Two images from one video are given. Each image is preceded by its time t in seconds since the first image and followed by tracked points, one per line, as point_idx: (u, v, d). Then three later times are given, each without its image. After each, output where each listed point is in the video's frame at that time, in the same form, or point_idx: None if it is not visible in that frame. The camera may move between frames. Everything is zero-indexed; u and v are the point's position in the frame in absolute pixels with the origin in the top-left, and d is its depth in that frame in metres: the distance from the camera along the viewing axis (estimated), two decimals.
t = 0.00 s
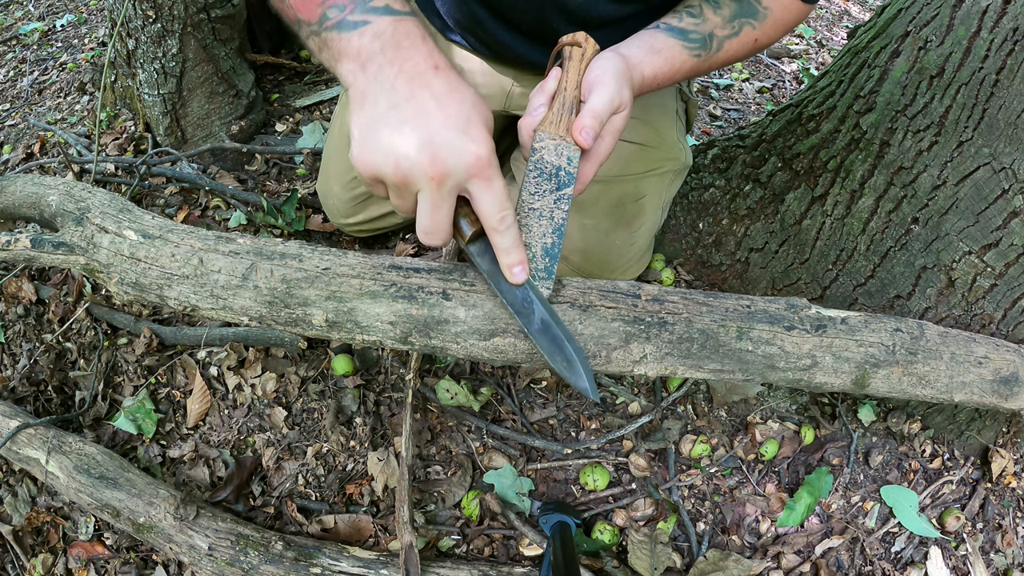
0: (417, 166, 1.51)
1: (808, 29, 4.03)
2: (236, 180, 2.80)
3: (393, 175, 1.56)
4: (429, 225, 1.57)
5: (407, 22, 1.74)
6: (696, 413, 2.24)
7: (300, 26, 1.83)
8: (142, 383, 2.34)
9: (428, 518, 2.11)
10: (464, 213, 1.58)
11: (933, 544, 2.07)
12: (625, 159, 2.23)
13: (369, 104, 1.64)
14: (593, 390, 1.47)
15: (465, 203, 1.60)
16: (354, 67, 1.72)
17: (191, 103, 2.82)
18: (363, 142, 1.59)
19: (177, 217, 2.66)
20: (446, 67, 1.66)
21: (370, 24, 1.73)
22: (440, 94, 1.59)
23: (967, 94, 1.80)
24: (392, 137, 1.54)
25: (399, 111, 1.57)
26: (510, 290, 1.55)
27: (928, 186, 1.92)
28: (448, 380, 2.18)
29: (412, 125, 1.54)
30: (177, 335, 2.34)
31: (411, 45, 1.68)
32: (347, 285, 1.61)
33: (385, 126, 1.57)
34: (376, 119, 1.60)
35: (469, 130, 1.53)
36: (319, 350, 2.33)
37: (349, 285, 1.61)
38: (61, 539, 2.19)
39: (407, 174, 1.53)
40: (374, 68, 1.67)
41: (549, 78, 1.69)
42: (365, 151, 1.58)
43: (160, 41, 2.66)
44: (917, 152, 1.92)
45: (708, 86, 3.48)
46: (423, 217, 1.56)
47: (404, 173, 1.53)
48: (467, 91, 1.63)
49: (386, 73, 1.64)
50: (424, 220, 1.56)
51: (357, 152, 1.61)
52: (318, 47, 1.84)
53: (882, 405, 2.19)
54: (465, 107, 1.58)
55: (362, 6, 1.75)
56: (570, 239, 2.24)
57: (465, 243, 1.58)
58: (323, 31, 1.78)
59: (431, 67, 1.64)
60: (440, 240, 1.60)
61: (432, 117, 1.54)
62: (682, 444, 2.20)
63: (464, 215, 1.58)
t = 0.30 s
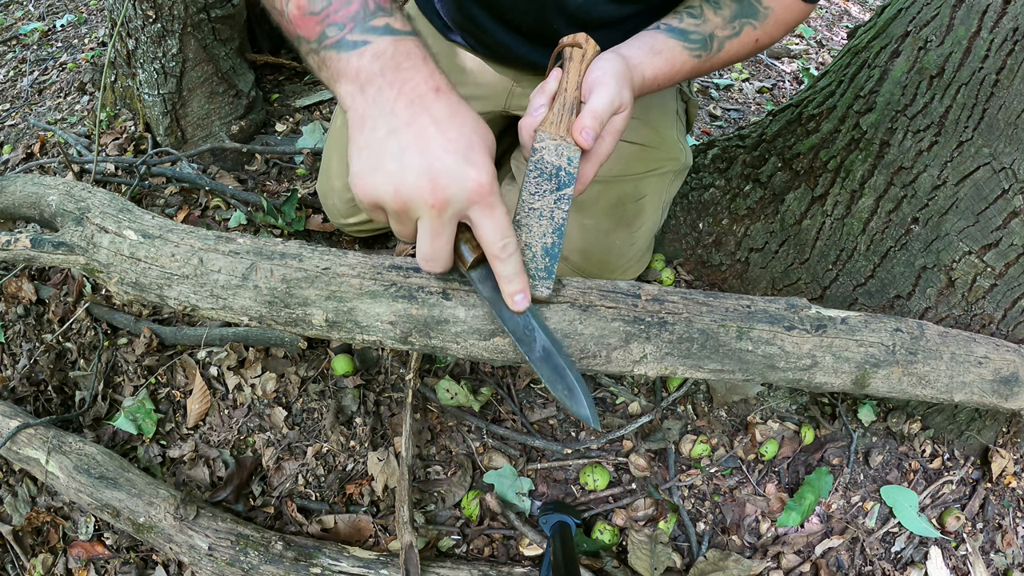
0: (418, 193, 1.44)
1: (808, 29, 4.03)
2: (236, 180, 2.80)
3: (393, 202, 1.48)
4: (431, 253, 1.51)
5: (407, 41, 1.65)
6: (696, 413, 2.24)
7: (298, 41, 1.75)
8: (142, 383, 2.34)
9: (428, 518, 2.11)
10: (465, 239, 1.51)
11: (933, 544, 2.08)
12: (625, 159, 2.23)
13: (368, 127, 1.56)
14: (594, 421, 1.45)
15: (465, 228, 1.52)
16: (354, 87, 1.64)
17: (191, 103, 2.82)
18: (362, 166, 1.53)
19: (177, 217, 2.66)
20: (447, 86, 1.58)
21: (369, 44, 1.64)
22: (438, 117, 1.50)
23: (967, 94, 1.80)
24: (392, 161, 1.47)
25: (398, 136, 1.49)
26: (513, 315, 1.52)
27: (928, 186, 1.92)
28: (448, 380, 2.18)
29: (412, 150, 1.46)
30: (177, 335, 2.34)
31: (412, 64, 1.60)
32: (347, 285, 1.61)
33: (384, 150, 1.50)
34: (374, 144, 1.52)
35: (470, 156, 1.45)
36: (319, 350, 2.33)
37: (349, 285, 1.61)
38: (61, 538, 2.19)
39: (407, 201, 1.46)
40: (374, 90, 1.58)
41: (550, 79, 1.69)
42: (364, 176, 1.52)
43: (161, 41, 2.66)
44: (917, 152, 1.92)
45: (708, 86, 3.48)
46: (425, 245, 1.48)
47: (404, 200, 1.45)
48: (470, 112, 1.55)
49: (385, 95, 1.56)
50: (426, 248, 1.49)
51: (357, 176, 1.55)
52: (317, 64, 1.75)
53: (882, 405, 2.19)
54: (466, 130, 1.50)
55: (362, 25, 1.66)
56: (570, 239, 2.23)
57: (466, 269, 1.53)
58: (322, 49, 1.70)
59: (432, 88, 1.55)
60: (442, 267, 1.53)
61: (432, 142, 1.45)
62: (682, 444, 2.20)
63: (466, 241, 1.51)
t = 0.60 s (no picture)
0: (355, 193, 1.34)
1: (808, 29, 4.03)
2: (236, 180, 2.80)
3: (336, 209, 1.38)
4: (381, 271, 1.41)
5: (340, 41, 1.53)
6: (696, 413, 2.24)
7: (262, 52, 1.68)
8: (142, 383, 2.34)
9: (428, 518, 2.11)
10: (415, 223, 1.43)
11: (933, 544, 2.07)
12: (626, 159, 2.23)
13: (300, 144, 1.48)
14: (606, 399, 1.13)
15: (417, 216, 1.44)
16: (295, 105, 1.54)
17: (191, 103, 2.82)
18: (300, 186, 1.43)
19: (177, 217, 2.66)
20: (367, 75, 1.47)
21: (301, 53, 1.55)
22: (354, 111, 1.39)
23: (967, 94, 1.80)
24: (323, 169, 1.36)
25: (322, 139, 1.40)
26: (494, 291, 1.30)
27: (928, 187, 1.92)
28: (448, 380, 2.18)
29: (340, 151, 1.36)
30: (177, 335, 2.34)
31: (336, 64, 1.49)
32: (347, 285, 1.61)
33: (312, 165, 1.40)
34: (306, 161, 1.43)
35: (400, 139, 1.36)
36: (319, 350, 2.33)
37: (349, 286, 1.61)
38: (62, 539, 2.19)
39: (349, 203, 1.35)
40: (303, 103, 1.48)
41: (551, 80, 1.70)
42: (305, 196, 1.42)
43: (160, 41, 2.66)
44: (917, 152, 1.92)
45: (709, 86, 3.48)
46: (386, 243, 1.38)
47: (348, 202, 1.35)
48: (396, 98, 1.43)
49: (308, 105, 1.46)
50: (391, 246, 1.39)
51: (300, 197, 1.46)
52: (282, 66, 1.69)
53: (882, 405, 2.19)
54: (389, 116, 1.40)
55: (301, 33, 1.56)
56: (570, 239, 2.23)
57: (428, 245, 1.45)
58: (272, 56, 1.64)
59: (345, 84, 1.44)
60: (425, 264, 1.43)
61: (349, 132, 1.37)
62: (682, 444, 2.20)
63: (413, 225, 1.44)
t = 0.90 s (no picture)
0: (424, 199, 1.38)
1: (808, 29, 4.03)
2: (236, 180, 2.80)
3: (389, 213, 1.40)
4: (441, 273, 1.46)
5: (377, 67, 1.57)
6: (696, 413, 2.24)
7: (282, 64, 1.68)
8: (142, 383, 2.34)
9: (428, 518, 2.11)
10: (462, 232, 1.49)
11: (933, 544, 2.07)
12: (626, 159, 2.22)
13: (336, 152, 1.49)
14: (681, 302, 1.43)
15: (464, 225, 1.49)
16: (322, 117, 1.57)
17: (191, 103, 2.82)
18: (341, 189, 1.43)
19: (177, 217, 2.66)
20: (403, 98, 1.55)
21: (336, 71, 1.55)
22: (409, 125, 1.46)
23: (966, 94, 1.80)
24: (387, 174, 1.39)
25: (373, 155, 1.42)
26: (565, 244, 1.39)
27: (928, 187, 1.92)
28: (448, 380, 2.18)
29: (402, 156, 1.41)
30: (177, 335, 2.34)
31: (377, 81, 1.55)
32: (347, 285, 1.61)
33: (361, 169, 1.42)
34: (348, 167, 1.44)
35: (461, 150, 1.45)
36: (319, 350, 2.33)
37: (348, 286, 1.61)
38: (61, 539, 2.19)
39: (409, 204, 1.39)
40: (338, 115, 1.51)
41: (550, 78, 1.70)
42: (347, 200, 1.42)
43: (160, 41, 2.66)
44: (917, 152, 1.92)
45: (708, 86, 3.48)
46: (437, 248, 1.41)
47: (408, 204, 1.38)
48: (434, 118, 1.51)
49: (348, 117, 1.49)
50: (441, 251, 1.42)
51: (332, 202, 1.44)
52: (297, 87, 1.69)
53: (882, 405, 2.19)
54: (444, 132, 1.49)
55: (336, 53, 1.58)
56: (570, 239, 2.22)
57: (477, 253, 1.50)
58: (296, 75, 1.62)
59: (393, 103, 1.51)
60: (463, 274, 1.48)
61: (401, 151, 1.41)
62: (682, 444, 2.20)
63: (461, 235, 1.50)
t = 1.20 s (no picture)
0: (436, 209, 1.40)
1: (808, 29, 4.03)
2: (236, 180, 2.80)
3: (399, 224, 1.41)
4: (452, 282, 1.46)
5: (376, 78, 1.60)
6: (696, 413, 2.24)
7: (277, 71, 1.69)
8: (142, 383, 2.34)
9: (428, 518, 2.11)
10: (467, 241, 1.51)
11: (933, 544, 2.08)
12: (626, 158, 2.22)
13: (339, 166, 1.50)
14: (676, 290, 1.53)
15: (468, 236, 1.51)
16: (320, 128, 1.59)
17: (191, 103, 2.82)
18: (348, 202, 1.43)
19: (177, 217, 2.66)
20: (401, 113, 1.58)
21: (337, 81, 1.58)
22: (414, 138, 1.49)
23: (967, 94, 1.80)
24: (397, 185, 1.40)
25: (380, 168, 1.44)
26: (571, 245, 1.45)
27: (928, 187, 1.92)
28: (448, 380, 2.18)
29: (410, 169, 1.43)
30: (177, 335, 2.34)
31: (377, 92, 1.58)
32: (347, 285, 1.61)
33: (369, 182, 1.43)
34: (354, 180, 1.45)
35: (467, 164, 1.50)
36: (319, 350, 2.33)
37: (349, 285, 1.61)
38: (61, 539, 2.19)
39: (422, 216, 1.40)
40: (339, 126, 1.54)
41: (550, 76, 1.70)
42: (356, 213, 1.42)
43: (160, 41, 2.66)
44: (917, 152, 1.92)
45: (709, 86, 3.48)
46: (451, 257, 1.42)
47: (420, 215, 1.39)
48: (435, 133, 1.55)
49: (350, 130, 1.52)
50: (455, 260, 1.42)
51: (338, 215, 1.43)
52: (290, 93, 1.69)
53: (882, 405, 2.19)
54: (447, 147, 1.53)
55: (335, 63, 1.60)
56: (570, 238, 2.23)
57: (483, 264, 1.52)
58: (292, 81, 1.64)
59: (394, 116, 1.54)
60: (474, 282, 1.49)
61: (408, 164, 1.43)
62: (682, 444, 2.20)
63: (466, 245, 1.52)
